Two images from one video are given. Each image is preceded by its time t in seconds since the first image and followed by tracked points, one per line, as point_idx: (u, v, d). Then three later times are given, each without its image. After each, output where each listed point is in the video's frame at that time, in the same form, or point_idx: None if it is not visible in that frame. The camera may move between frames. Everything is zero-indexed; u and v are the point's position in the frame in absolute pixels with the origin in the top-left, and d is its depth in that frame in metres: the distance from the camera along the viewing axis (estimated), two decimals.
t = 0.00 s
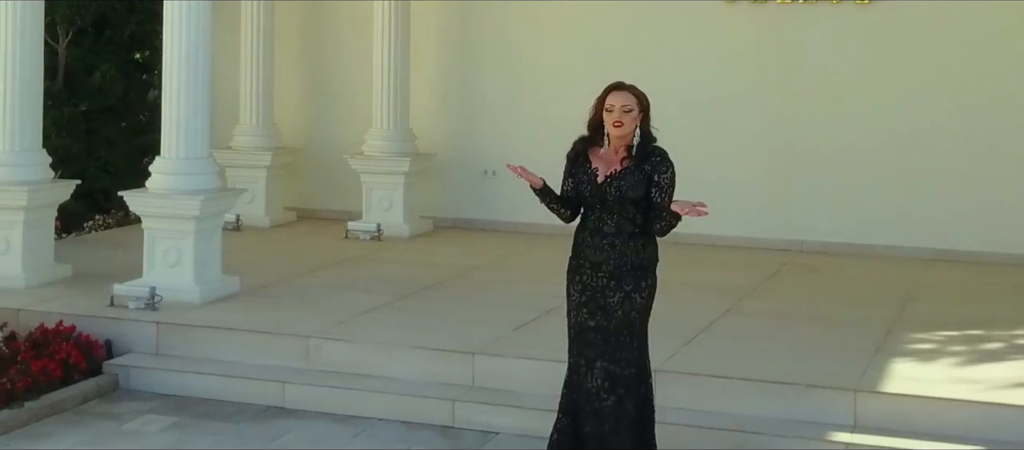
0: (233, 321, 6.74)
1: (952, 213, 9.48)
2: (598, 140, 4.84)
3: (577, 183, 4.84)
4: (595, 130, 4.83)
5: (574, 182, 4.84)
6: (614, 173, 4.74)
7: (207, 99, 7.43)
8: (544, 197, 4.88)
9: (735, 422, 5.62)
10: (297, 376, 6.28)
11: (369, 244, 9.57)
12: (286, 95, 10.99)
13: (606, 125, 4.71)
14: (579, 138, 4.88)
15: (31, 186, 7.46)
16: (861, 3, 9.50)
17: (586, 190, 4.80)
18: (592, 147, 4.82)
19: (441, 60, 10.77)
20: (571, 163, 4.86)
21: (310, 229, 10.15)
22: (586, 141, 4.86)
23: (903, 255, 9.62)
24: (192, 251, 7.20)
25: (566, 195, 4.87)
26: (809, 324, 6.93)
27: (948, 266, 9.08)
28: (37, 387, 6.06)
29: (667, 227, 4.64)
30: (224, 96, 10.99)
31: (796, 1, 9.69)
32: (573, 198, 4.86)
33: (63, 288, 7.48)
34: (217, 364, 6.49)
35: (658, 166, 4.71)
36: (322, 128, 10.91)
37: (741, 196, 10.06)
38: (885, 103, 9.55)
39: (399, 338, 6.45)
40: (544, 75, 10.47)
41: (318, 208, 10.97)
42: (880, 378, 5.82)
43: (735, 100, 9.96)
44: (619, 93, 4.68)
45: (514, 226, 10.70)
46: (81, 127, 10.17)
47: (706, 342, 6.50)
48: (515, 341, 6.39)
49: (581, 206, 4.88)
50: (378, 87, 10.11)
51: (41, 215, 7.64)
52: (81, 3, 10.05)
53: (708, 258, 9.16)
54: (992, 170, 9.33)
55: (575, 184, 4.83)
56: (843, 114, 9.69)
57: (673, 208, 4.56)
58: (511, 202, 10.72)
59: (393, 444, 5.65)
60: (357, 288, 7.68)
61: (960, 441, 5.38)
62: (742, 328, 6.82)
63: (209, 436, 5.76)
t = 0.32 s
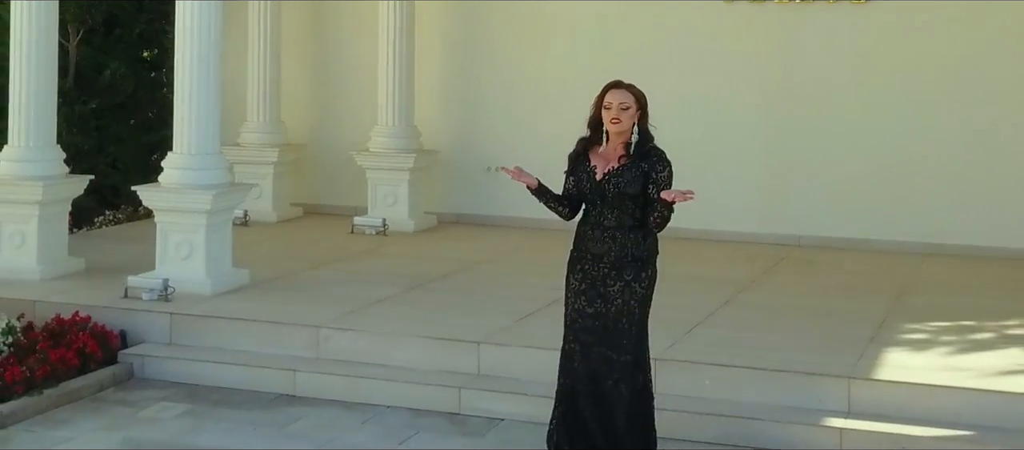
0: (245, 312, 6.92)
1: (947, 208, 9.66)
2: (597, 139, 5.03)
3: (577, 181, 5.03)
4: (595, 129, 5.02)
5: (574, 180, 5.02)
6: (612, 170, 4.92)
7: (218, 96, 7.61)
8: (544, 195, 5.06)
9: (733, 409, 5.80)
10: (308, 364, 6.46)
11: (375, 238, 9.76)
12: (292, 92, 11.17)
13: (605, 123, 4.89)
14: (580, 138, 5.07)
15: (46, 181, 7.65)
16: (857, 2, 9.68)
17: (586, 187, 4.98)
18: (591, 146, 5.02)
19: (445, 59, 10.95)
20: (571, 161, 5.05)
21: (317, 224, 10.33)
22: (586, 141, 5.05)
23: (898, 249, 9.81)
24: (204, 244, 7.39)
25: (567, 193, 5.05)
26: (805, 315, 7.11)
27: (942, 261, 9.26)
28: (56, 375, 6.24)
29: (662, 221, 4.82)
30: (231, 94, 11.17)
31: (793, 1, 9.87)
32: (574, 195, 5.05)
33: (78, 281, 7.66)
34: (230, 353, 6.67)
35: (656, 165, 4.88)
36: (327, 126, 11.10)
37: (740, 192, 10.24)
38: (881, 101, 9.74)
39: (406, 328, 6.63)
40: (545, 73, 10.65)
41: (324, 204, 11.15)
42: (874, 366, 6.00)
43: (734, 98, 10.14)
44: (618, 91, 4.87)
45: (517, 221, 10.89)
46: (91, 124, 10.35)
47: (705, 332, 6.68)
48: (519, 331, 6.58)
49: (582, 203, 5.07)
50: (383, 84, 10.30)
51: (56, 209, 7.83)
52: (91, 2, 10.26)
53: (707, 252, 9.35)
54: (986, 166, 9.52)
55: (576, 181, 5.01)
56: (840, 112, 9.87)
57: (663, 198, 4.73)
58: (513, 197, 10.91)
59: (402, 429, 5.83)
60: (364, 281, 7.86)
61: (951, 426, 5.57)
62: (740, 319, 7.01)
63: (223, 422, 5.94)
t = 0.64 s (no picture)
0: (255, 302, 7.13)
1: (940, 202, 9.87)
2: (588, 130, 5.24)
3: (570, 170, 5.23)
4: (585, 121, 5.23)
5: (568, 170, 5.20)
6: (609, 160, 5.13)
7: (228, 92, 7.82)
8: (531, 182, 5.24)
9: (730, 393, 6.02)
10: (318, 352, 6.67)
11: (380, 232, 9.97)
12: (298, 90, 11.38)
13: (596, 115, 5.11)
14: (570, 130, 5.28)
15: (60, 175, 7.86)
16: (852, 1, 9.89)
17: (580, 177, 5.16)
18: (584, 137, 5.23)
19: (447, 57, 11.16)
20: (564, 152, 5.23)
21: (323, 218, 10.54)
22: (578, 132, 5.26)
23: (893, 243, 10.01)
24: (215, 236, 7.60)
25: (557, 182, 5.24)
26: (800, 305, 7.32)
27: (936, 254, 9.47)
28: (74, 362, 6.45)
29: (655, 202, 5.06)
30: (237, 91, 11.37)
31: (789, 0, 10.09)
32: (563, 183, 5.25)
33: (92, 272, 7.86)
34: (242, 341, 6.88)
35: (648, 153, 5.13)
36: (331, 122, 11.31)
37: (737, 187, 10.45)
38: (875, 98, 9.95)
39: (413, 316, 6.84)
40: (546, 71, 10.86)
41: (329, 199, 11.35)
42: (865, 353, 6.21)
43: (731, 95, 10.35)
44: (606, 85, 5.08)
45: (519, 216, 11.09)
46: (101, 120, 10.56)
47: (703, 321, 6.89)
48: (522, 320, 6.78)
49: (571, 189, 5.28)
50: (388, 81, 10.51)
51: (70, 202, 8.04)
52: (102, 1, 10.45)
53: (706, 245, 9.55)
54: (979, 162, 9.73)
55: (569, 172, 5.19)
56: (835, 109, 10.08)
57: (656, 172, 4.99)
58: (516, 193, 11.11)
59: (410, 413, 6.04)
60: (370, 273, 8.07)
61: (939, 409, 5.78)
62: (736, 309, 7.21)
63: (236, 406, 6.15)
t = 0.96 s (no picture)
0: (265, 292, 7.33)
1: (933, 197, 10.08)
2: (576, 125, 5.51)
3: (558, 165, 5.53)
4: (573, 116, 5.50)
5: (558, 164, 5.47)
6: (599, 154, 5.41)
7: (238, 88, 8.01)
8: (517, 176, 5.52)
9: (725, 379, 6.22)
10: (326, 340, 6.87)
11: (384, 226, 10.17)
12: (304, 87, 11.59)
13: (583, 110, 5.39)
14: (557, 126, 5.54)
15: (74, 169, 8.08)
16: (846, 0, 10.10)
17: (571, 171, 5.44)
18: (572, 132, 5.50)
19: (450, 55, 11.36)
20: (553, 147, 5.50)
21: (329, 213, 10.75)
22: (566, 127, 5.52)
23: (887, 237, 10.21)
24: (225, 228, 7.79)
25: (546, 176, 5.54)
26: (795, 296, 7.52)
27: (929, 247, 9.67)
28: (90, 349, 6.66)
29: (644, 193, 5.35)
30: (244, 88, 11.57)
31: None
32: (549, 176, 5.55)
33: (105, 264, 8.07)
34: (252, 330, 7.08)
35: (635, 147, 5.44)
36: (336, 119, 11.51)
37: (735, 182, 10.65)
38: (870, 95, 10.16)
39: (418, 306, 7.05)
40: (547, 69, 11.06)
41: (334, 193, 11.56)
42: (856, 340, 6.41)
43: (728, 92, 10.55)
44: (593, 80, 5.37)
45: (521, 211, 11.28)
46: (111, 117, 10.80)
47: (700, 310, 7.09)
48: (524, 309, 6.99)
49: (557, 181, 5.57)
50: (393, 77, 10.73)
51: (83, 196, 8.26)
52: None
53: (704, 238, 9.75)
54: (971, 157, 9.93)
55: (559, 166, 5.46)
56: (830, 106, 10.29)
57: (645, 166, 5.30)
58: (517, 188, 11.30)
59: (415, 399, 6.24)
60: (376, 265, 8.27)
61: (927, 394, 5.98)
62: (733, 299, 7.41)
63: (248, 391, 6.36)
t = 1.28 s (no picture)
0: (275, 281, 7.58)
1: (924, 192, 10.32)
2: (566, 117, 5.74)
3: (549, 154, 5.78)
4: (564, 110, 5.75)
5: (552, 154, 5.72)
6: (592, 144, 5.68)
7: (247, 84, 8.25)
8: (506, 164, 5.76)
9: (720, 364, 6.47)
10: (334, 327, 7.11)
11: (388, 219, 10.42)
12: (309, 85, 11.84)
13: (575, 106, 5.66)
14: (548, 121, 5.80)
15: (88, 163, 8.32)
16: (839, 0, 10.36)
17: (566, 161, 5.69)
18: (564, 126, 5.75)
19: (452, 53, 11.61)
20: (546, 141, 5.75)
21: (334, 207, 10.99)
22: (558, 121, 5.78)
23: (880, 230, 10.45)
24: (236, 220, 8.04)
25: (536, 165, 5.79)
26: (788, 285, 7.77)
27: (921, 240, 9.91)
28: (107, 335, 6.90)
29: (639, 176, 5.63)
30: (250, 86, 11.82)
31: None
32: (540, 166, 5.81)
33: (118, 255, 8.31)
34: (263, 318, 7.33)
35: (625, 138, 5.72)
36: (340, 115, 11.76)
37: (731, 177, 10.89)
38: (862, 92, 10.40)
39: (423, 294, 7.29)
40: (547, 67, 11.30)
41: (339, 189, 11.80)
42: (846, 327, 6.66)
43: (725, 89, 10.79)
44: (583, 77, 5.64)
45: (522, 205, 11.52)
46: (121, 113, 11.11)
47: (695, 299, 7.33)
48: (525, 298, 7.23)
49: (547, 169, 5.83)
50: (397, 75, 10.98)
51: (97, 189, 8.51)
52: None
53: (701, 231, 9.99)
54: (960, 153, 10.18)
55: (553, 157, 5.72)
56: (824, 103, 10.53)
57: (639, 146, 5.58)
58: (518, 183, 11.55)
59: (421, 383, 6.49)
60: (381, 256, 8.52)
61: (913, 378, 6.23)
62: (727, 288, 7.65)
63: (260, 376, 6.60)
